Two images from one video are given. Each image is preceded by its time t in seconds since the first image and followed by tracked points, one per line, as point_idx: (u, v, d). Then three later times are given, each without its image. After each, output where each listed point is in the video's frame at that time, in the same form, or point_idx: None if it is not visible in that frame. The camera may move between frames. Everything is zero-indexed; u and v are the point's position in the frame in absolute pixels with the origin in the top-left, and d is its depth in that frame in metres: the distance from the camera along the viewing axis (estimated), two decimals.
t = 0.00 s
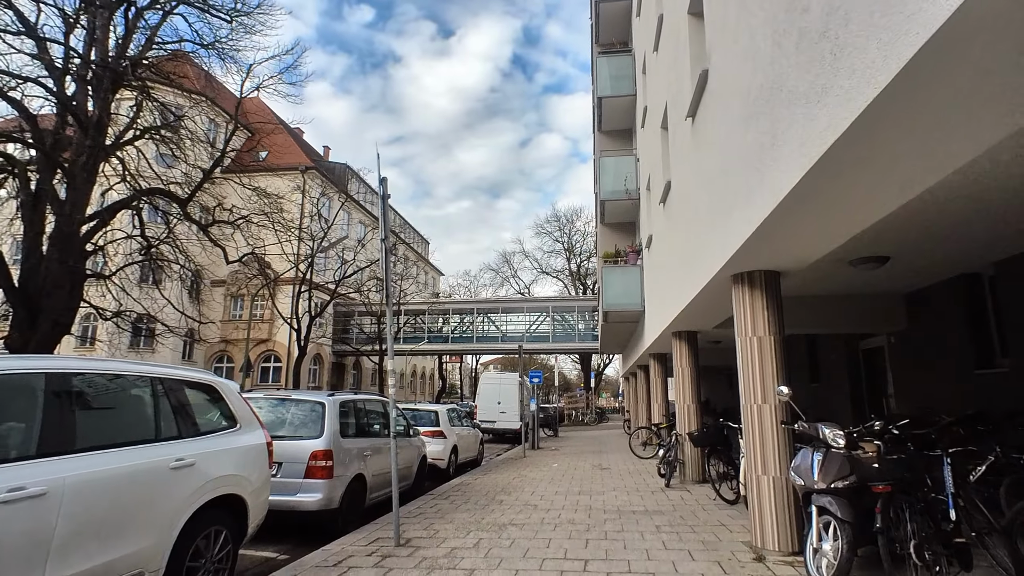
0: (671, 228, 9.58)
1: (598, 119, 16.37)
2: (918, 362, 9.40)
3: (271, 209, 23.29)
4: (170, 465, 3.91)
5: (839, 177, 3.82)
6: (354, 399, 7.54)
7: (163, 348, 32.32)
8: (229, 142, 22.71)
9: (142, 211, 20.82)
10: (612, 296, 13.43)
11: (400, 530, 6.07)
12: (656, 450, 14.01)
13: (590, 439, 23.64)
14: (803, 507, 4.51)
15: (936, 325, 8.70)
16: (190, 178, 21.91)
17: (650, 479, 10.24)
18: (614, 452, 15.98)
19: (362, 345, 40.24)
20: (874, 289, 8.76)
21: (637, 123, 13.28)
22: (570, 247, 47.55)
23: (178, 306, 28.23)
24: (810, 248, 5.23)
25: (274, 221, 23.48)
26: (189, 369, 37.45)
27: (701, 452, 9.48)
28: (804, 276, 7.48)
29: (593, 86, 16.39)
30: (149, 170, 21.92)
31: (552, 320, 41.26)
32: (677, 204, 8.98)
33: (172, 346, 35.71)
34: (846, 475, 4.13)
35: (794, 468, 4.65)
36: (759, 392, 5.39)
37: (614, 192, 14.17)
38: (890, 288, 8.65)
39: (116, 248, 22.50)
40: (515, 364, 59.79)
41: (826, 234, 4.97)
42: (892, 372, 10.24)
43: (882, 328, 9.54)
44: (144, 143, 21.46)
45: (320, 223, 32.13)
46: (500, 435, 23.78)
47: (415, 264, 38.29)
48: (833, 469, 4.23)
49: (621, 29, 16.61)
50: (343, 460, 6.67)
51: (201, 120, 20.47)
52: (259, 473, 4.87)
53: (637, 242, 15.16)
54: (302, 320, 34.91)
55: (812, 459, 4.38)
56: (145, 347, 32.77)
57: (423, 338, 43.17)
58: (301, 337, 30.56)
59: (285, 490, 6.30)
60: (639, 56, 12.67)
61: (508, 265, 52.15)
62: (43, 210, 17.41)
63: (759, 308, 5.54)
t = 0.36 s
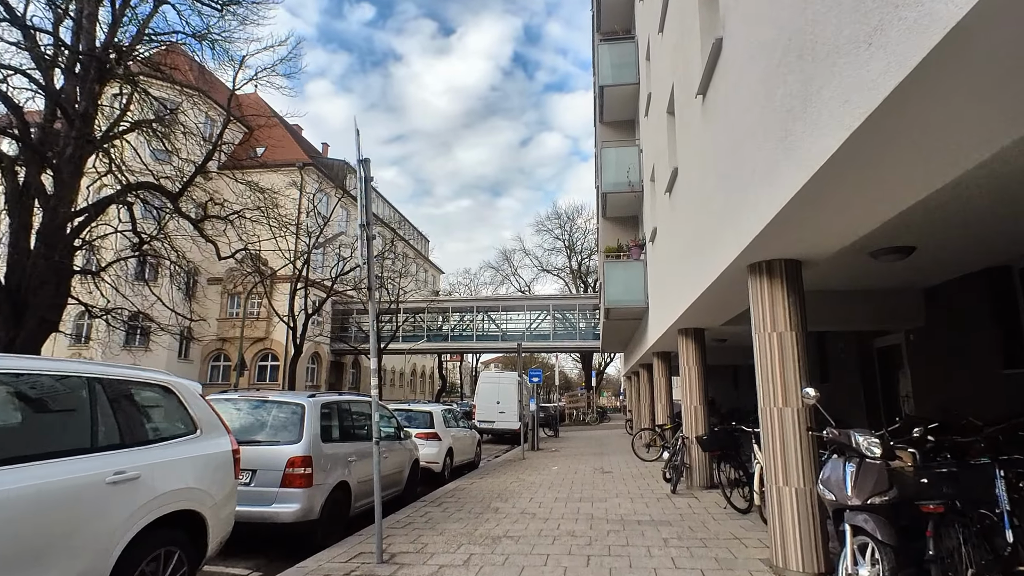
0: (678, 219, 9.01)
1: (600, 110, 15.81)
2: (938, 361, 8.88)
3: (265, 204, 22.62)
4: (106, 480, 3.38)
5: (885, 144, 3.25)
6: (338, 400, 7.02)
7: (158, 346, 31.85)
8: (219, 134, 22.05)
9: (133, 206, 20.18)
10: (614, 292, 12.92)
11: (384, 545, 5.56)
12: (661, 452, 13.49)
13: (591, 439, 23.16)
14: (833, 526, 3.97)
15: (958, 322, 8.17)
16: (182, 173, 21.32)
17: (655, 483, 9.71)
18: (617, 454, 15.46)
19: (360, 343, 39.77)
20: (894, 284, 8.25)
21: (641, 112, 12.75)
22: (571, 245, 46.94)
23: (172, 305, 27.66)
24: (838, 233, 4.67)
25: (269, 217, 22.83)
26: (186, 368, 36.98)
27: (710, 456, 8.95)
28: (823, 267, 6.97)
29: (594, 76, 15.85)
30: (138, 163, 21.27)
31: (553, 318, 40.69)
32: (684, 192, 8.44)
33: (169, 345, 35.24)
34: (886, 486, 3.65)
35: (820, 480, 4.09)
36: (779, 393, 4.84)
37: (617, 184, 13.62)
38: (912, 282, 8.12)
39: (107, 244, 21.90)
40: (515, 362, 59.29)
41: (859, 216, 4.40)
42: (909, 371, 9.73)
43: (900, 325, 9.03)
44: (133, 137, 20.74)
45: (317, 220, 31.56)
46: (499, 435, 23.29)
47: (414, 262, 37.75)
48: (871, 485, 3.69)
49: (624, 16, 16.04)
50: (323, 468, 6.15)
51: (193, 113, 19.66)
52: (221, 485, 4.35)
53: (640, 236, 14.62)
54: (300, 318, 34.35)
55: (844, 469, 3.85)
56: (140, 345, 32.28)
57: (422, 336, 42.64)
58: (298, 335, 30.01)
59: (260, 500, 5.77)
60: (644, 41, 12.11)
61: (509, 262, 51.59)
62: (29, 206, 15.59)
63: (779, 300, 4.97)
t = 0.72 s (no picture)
0: (684, 208, 8.48)
1: (600, 100, 15.30)
2: (957, 359, 8.40)
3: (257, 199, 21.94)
4: (16, 498, 2.84)
5: (961, 85, 2.66)
6: (317, 401, 6.49)
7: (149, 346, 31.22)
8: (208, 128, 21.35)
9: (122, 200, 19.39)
10: (614, 287, 12.42)
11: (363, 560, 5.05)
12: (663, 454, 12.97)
13: (590, 440, 22.63)
14: (875, 547, 3.45)
15: (983, 317, 7.68)
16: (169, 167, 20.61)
17: (659, 488, 9.21)
18: (617, 456, 14.96)
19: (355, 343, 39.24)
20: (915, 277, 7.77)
21: (643, 100, 12.23)
22: (569, 243, 46.42)
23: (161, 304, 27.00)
24: (874, 210, 4.11)
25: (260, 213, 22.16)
26: (178, 367, 36.36)
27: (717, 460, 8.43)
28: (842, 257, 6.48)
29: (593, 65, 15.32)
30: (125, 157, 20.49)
31: (551, 318, 40.19)
32: (690, 178, 7.92)
33: (160, 344, 34.59)
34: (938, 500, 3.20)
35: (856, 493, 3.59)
36: (807, 393, 4.30)
37: (617, 176, 13.11)
38: (936, 274, 7.62)
39: (92, 240, 21.11)
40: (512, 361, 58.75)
41: (902, 189, 3.84)
42: (926, 369, 9.27)
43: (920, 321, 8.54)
44: (117, 129, 19.91)
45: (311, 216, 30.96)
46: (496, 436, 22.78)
47: (410, 260, 37.19)
48: (922, 500, 3.21)
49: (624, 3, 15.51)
50: (301, 474, 5.61)
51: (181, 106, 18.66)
52: (173, 500, 3.83)
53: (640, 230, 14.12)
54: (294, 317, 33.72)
55: (887, 481, 3.37)
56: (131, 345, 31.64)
57: (418, 335, 42.08)
58: (292, 334, 29.42)
59: (228, 511, 5.22)
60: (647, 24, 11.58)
61: (506, 261, 51.08)
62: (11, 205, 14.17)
63: (804, 287, 4.41)
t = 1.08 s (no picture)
0: (689, 190, 7.93)
1: (600, 85, 14.73)
2: (980, 353, 7.88)
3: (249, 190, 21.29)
4: None
5: None
6: (292, 394, 5.95)
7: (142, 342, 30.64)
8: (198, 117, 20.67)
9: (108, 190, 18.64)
10: (615, 278, 11.88)
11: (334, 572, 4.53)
12: (665, 452, 12.46)
13: (589, 437, 22.11)
14: (926, 564, 2.92)
15: (1011, 307, 7.14)
16: (157, 157, 19.84)
17: (662, 488, 8.69)
18: (618, 454, 14.43)
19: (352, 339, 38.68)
20: (938, 264, 7.24)
21: (645, 81, 11.66)
22: (568, 238, 45.79)
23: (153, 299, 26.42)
24: (915, 176, 3.52)
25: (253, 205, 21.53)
26: (172, 363, 35.83)
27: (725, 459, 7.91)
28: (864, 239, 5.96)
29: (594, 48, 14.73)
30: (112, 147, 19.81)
31: (550, 314, 39.61)
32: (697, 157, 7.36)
33: (153, 340, 34.06)
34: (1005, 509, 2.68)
35: (901, 500, 3.08)
36: (836, 386, 3.75)
37: (618, 162, 12.54)
38: (962, 260, 7.08)
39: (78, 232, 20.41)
40: (511, 357, 58.27)
41: (951, 150, 3.24)
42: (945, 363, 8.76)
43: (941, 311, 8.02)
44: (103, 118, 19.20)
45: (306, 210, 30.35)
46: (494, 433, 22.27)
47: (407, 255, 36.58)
48: (987, 510, 2.69)
49: None
50: (269, 476, 5.08)
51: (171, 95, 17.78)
52: (107, 508, 3.30)
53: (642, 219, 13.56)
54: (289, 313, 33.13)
55: (944, 487, 2.86)
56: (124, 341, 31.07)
57: (415, 331, 41.51)
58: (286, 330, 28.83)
59: (183, 517, 4.68)
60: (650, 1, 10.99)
61: (505, 257, 50.48)
62: None
63: (831, 264, 3.85)
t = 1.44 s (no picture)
0: (697, 173, 7.38)
1: (602, 69, 14.14)
2: (1010, 346, 7.34)
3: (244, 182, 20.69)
4: None
5: None
6: (264, 392, 5.42)
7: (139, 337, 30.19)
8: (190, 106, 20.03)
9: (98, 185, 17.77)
10: (618, 270, 11.35)
11: None
12: (669, 450, 11.96)
13: (591, 433, 21.61)
14: None
15: None
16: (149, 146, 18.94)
17: (668, 490, 8.19)
18: (621, 452, 13.95)
19: (351, 333, 38.28)
20: (967, 251, 6.68)
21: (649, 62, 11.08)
22: (570, 231, 45.22)
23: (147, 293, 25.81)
24: (971, 138, 2.94)
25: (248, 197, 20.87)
26: (169, 358, 35.40)
27: (735, 461, 7.39)
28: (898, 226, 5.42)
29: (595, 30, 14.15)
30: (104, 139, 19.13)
31: (551, 307, 39.11)
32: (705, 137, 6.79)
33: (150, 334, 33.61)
34: None
35: (966, 525, 2.54)
36: (876, 385, 3.22)
37: (621, 148, 11.99)
38: (994, 245, 6.52)
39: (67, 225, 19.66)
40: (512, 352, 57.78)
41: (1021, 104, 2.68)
42: (969, 357, 8.22)
43: (968, 302, 7.47)
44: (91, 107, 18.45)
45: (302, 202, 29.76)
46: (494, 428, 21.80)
47: (405, 249, 36.06)
48: None
49: None
50: (234, 485, 4.58)
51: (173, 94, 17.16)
52: (15, 538, 2.74)
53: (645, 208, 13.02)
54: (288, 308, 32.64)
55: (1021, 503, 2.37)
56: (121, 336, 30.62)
57: (415, 326, 41.05)
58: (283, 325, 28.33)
59: (136, 530, 4.18)
60: None
61: (505, 251, 49.98)
62: None
63: (868, 245, 3.31)
